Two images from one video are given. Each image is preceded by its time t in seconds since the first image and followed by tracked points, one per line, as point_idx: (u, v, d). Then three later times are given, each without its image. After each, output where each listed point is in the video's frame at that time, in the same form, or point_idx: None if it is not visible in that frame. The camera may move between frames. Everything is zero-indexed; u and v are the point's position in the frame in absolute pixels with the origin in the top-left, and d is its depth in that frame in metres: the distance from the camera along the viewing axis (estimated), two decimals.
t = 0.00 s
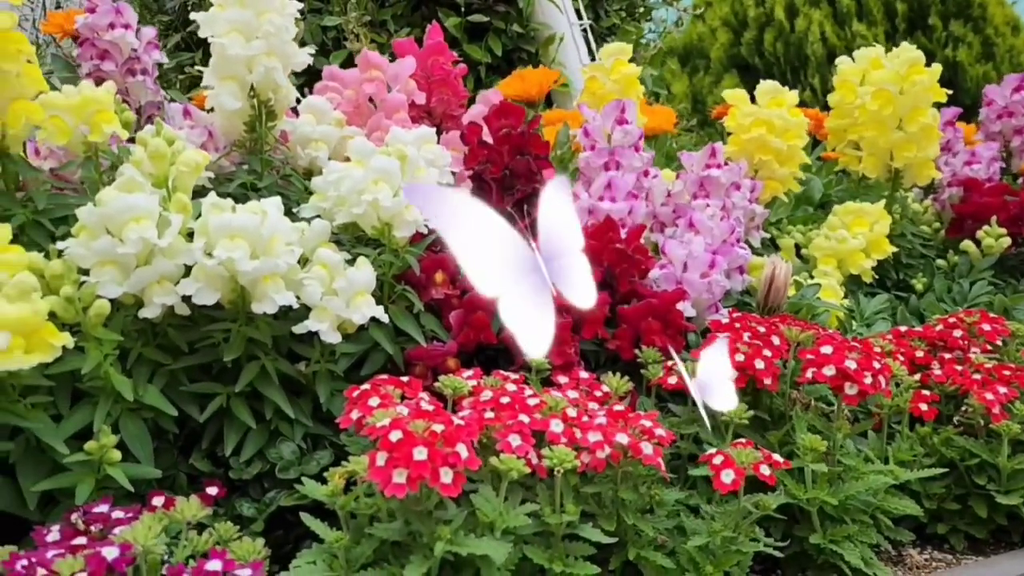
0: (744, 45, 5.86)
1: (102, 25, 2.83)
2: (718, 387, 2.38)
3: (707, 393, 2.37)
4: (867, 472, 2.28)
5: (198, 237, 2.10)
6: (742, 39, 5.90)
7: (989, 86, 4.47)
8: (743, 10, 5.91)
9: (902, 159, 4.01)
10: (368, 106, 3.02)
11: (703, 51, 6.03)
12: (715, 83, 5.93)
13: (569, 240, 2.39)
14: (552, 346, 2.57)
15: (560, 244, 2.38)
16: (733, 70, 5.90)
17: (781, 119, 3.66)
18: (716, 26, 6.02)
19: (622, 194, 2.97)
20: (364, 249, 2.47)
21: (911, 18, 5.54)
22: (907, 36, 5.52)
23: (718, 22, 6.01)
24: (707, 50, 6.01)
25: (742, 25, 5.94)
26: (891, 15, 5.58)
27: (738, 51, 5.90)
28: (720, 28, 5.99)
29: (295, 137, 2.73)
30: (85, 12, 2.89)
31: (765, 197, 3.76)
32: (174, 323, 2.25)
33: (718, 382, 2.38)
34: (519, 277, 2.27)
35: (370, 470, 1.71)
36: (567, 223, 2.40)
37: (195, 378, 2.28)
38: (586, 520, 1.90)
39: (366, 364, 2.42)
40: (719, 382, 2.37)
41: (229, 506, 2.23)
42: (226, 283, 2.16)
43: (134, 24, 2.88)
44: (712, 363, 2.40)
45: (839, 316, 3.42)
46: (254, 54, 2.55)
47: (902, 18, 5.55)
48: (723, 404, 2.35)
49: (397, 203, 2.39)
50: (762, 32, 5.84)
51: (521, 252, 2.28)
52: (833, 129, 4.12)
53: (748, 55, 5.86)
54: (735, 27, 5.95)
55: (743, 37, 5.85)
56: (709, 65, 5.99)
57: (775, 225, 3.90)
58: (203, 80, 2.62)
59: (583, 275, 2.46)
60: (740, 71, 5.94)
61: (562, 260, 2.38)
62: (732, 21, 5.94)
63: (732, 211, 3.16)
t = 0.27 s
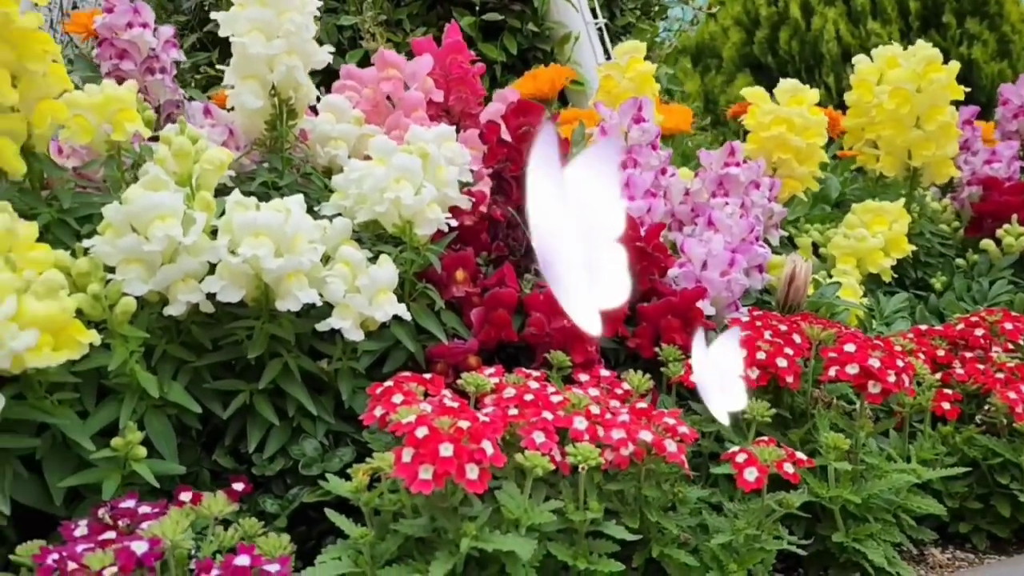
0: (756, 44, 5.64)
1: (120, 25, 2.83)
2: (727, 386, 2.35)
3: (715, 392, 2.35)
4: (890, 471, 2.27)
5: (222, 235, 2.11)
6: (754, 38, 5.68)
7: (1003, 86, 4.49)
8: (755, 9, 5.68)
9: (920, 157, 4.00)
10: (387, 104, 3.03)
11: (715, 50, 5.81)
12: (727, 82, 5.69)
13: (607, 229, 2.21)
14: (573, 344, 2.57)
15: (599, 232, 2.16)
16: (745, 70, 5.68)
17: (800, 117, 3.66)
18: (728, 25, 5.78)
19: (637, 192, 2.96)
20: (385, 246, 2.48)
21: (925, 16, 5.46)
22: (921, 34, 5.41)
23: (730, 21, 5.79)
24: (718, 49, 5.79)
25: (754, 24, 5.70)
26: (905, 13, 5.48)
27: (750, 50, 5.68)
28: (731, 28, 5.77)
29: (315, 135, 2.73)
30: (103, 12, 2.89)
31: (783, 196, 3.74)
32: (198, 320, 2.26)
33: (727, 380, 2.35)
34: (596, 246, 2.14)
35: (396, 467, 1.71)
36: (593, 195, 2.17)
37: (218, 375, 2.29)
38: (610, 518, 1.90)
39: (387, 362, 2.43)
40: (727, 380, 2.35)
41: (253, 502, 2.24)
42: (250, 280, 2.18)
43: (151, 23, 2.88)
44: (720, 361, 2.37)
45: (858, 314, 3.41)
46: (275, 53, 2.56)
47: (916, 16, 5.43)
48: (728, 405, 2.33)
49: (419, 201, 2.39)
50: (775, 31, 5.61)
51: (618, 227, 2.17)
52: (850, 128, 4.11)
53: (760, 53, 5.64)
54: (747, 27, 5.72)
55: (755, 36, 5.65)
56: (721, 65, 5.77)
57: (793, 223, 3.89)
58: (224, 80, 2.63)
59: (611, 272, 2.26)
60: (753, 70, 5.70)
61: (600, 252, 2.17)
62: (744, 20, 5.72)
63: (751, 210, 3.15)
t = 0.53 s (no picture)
0: (763, 44, 5.58)
1: (139, 24, 2.89)
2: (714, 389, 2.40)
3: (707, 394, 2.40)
4: (904, 470, 2.27)
5: (236, 233, 2.11)
6: (762, 37, 5.62)
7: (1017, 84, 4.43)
8: (763, 9, 5.62)
9: (931, 156, 3.99)
10: (398, 103, 3.03)
11: (723, 49, 5.81)
12: (734, 82, 5.64)
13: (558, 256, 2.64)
14: (585, 343, 2.58)
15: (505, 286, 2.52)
16: (753, 69, 5.62)
17: (809, 116, 3.64)
18: (736, 24, 5.73)
19: (650, 191, 2.97)
20: (398, 244, 2.49)
21: (934, 15, 5.34)
22: (930, 33, 5.31)
23: (738, 20, 5.73)
24: (726, 48, 5.80)
25: (762, 24, 5.65)
26: (912, 12, 5.35)
27: (757, 49, 5.62)
28: (738, 27, 5.72)
29: (327, 134, 2.73)
30: (122, 11, 2.94)
31: (794, 195, 3.74)
32: (212, 318, 2.27)
33: (713, 384, 2.40)
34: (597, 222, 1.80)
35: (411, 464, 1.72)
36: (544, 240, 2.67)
37: (232, 373, 2.29)
38: (624, 516, 1.90)
39: (400, 360, 2.42)
40: (716, 385, 2.39)
41: (267, 500, 2.24)
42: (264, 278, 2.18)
43: (169, 24, 2.94)
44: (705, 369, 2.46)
45: (869, 313, 3.40)
46: (289, 52, 2.57)
47: (924, 15, 5.33)
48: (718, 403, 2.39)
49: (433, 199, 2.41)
50: (782, 31, 5.55)
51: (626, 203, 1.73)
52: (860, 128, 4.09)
53: (768, 53, 5.58)
54: (756, 25, 5.67)
55: (762, 35, 5.60)
56: (729, 65, 5.71)
57: (804, 222, 3.88)
58: (238, 78, 2.64)
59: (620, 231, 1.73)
60: (761, 70, 5.65)
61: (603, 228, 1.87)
62: (752, 19, 5.66)
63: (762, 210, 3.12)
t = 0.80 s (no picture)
0: (773, 42, 5.54)
1: (155, 23, 2.90)
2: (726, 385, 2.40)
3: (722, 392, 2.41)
4: (921, 469, 2.27)
5: (255, 231, 2.13)
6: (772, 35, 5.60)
7: None
8: (774, 7, 5.58)
9: (947, 155, 3.98)
10: (414, 102, 3.03)
11: (734, 48, 5.75)
12: (743, 81, 5.61)
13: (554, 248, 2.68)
14: (602, 341, 2.58)
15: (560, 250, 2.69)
16: (762, 67, 5.60)
17: (826, 114, 3.64)
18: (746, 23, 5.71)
19: (664, 190, 2.98)
20: (415, 243, 2.50)
21: (947, 12, 5.31)
22: (942, 31, 5.26)
23: (748, 18, 5.70)
24: (736, 47, 5.73)
25: (772, 22, 5.62)
26: (924, 10, 5.30)
27: (767, 48, 5.58)
28: (749, 26, 5.68)
29: (343, 133, 2.74)
30: (139, 11, 2.95)
31: (808, 193, 3.73)
32: (230, 317, 2.28)
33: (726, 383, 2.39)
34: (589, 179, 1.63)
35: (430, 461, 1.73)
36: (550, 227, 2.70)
37: (250, 371, 2.30)
38: (642, 513, 1.91)
39: (417, 358, 2.44)
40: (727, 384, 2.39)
41: (285, 497, 2.25)
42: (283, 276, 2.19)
43: (185, 23, 2.94)
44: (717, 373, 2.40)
45: (885, 312, 3.39)
46: (305, 52, 2.58)
47: (937, 13, 5.28)
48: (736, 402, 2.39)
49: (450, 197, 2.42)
50: (793, 29, 5.51)
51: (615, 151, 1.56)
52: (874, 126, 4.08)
53: (778, 51, 5.53)
54: (766, 24, 5.64)
55: (773, 33, 5.56)
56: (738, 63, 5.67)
57: (818, 221, 3.88)
58: (255, 78, 2.65)
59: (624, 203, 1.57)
60: (771, 68, 5.61)
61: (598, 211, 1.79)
62: (762, 18, 5.63)
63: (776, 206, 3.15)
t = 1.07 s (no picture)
0: (784, 40, 5.59)
1: (173, 23, 2.98)
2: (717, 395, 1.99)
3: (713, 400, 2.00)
4: (938, 467, 2.27)
5: (274, 229, 2.14)
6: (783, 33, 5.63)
7: None
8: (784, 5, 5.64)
9: (959, 154, 3.96)
10: (429, 101, 3.04)
11: (743, 46, 5.78)
12: (754, 78, 5.63)
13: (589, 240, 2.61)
14: (617, 339, 2.59)
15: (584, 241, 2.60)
16: (773, 65, 5.62)
17: (838, 112, 3.62)
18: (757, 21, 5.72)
19: (680, 189, 2.99)
20: (432, 241, 2.51)
21: (957, 11, 5.26)
22: (953, 29, 5.23)
23: (758, 17, 5.72)
24: (746, 44, 5.75)
25: (783, 20, 5.66)
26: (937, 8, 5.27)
27: (778, 46, 5.62)
28: (760, 24, 5.71)
29: (359, 132, 2.73)
30: (157, 11, 3.04)
31: (822, 192, 3.73)
32: (248, 314, 2.29)
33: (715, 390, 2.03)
34: (574, 247, 1.88)
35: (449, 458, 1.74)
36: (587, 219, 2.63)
37: (268, 368, 2.31)
38: (660, 511, 1.91)
39: (433, 356, 2.45)
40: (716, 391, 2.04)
41: (303, 494, 2.26)
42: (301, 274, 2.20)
43: (202, 22, 3.03)
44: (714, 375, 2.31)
45: (899, 311, 3.39)
46: (323, 50, 2.60)
47: (947, 11, 5.23)
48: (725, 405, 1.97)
49: (467, 196, 2.42)
50: (802, 27, 5.56)
51: (620, 229, 1.88)
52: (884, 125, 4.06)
53: (789, 49, 5.58)
54: (776, 22, 5.67)
55: (783, 31, 5.60)
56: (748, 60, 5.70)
57: (832, 219, 3.87)
58: (272, 76, 2.66)
59: (614, 274, 1.98)
60: (781, 67, 5.64)
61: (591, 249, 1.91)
62: (773, 16, 5.67)
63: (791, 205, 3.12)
